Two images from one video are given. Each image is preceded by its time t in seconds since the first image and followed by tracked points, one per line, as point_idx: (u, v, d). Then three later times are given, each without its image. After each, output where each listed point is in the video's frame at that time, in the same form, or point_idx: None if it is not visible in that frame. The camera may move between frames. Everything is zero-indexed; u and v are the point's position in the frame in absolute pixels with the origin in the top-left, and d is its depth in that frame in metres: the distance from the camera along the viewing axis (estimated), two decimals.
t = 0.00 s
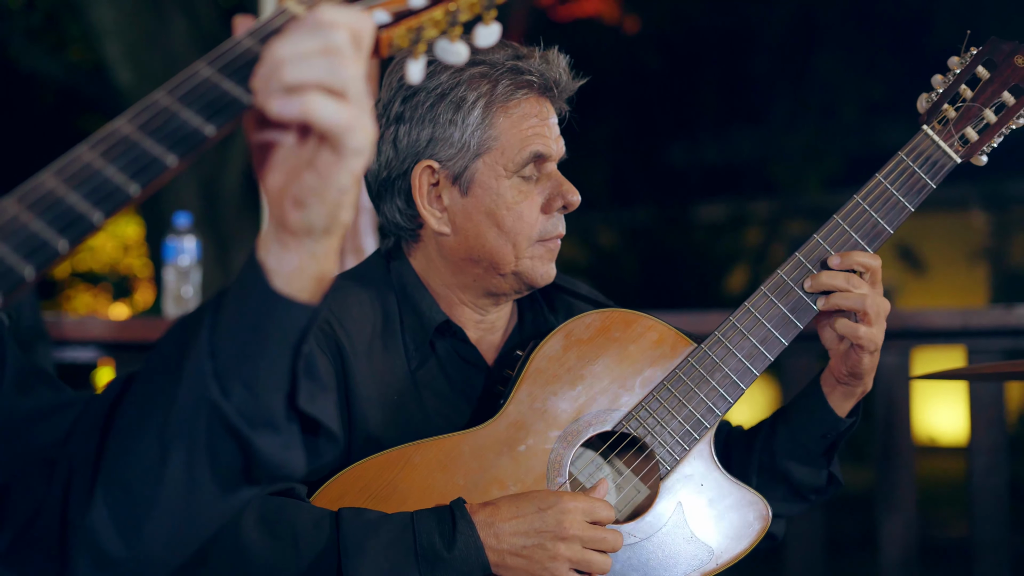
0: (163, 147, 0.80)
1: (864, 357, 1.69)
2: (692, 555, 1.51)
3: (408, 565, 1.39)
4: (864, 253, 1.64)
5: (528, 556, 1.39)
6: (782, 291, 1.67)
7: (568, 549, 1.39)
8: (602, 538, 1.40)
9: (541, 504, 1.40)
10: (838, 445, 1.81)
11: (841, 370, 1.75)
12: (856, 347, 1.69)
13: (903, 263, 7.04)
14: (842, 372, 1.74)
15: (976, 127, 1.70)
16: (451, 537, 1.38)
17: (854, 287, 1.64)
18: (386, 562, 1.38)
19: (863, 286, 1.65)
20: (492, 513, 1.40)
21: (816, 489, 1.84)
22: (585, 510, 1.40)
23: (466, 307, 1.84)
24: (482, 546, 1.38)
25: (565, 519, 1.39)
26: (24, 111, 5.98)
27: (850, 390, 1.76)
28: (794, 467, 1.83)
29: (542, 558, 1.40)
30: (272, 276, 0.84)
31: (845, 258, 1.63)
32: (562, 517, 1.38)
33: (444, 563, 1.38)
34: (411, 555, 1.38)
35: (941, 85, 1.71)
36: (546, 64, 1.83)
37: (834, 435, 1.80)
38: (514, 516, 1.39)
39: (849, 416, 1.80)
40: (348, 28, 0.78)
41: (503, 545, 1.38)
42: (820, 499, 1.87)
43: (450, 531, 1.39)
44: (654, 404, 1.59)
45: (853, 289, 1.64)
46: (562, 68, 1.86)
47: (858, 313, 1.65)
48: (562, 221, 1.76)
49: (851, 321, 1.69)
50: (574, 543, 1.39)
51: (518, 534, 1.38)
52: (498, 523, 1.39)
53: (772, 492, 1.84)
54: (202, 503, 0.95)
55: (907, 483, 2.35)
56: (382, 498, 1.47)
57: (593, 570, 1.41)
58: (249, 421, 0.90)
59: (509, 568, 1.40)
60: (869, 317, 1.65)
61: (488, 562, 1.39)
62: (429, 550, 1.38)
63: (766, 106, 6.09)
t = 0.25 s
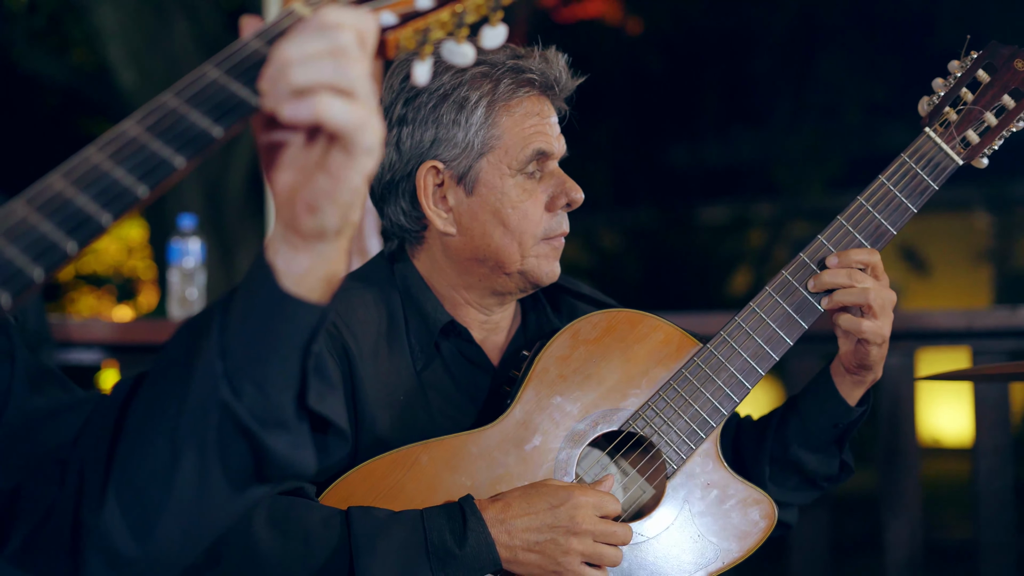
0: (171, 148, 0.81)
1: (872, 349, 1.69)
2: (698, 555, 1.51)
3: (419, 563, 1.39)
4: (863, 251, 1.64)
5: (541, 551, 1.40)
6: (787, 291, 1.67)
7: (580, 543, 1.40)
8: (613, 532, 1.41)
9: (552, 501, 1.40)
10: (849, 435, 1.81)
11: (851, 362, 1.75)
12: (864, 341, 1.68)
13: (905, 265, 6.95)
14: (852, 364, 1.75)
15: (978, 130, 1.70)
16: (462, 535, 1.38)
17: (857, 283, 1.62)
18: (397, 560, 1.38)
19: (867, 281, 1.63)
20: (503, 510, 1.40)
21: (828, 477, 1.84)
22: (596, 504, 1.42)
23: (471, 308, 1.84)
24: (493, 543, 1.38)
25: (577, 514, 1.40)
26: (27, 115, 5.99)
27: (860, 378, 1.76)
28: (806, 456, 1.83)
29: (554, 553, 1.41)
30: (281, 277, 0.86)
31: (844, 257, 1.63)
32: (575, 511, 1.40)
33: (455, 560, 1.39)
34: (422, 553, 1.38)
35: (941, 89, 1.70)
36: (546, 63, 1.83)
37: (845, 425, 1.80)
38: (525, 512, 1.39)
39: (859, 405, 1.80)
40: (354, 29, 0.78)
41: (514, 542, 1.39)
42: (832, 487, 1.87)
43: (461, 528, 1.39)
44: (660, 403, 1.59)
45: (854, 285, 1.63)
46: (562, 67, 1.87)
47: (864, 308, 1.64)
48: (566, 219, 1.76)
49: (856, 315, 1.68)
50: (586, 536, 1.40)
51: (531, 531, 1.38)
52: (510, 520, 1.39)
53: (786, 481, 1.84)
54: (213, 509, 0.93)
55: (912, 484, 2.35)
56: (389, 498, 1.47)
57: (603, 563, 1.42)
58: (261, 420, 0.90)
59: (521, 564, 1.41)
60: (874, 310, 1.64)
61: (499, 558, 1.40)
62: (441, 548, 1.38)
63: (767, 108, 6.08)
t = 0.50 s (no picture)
0: (178, 148, 0.81)
1: (875, 348, 1.69)
2: (701, 555, 1.51)
3: (417, 561, 1.39)
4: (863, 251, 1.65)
5: (538, 550, 1.40)
6: (789, 291, 1.68)
7: (575, 542, 1.40)
8: (610, 531, 1.41)
9: (549, 498, 1.41)
10: (851, 434, 1.82)
11: (853, 361, 1.76)
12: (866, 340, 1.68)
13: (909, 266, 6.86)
14: (854, 363, 1.75)
15: (980, 129, 1.70)
16: (460, 532, 1.39)
17: (858, 282, 1.63)
18: (395, 558, 1.39)
19: (869, 279, 1.63)
20: (501, 508, 1.41)
21: (831, 479, 1.84)
22: (593, 503, 1.42)
23: (474, 308, 1.84)
24: (490, 541, 1.38)
25: (574, 513, 1.40)
26: (32, 117, 6.01)
27: (862, 379, 1.77)
28: (808, 455, 1.83)
29: (551, 551, 1.40)
30: (290, 276, 0.86)
31: (844, 258, 1.64)
32: (571, 510, 1.40)
33: (454, 559, 1.39)
34: (419, 551, 1.39)
35: (943, 88, 1.71)
36: (551, 64, 1.83)
37: (847, 424, 1.80)
38: (522, 510, 1.39)
39: (861, 404, 1.79)
40: (359, 27, 0.78)
41: (511, 540, 1.39)
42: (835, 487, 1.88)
43: (459, 526, 1.39)
44: (663, 403, 1.60)
45: (856, 284, 1.63)
46: (567, 68, 1.87)
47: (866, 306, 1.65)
48: (570, 220, 1.76)
49: (857, 313, 1.68)
50: (582, 536, 1.40)
51: (527, 529, 1.38)
52: (507, 518, 1.39)
53: (787, 481, 1.84)
54: (220, 507, 0.94)
55: (915, 486, 2.35)
56: (390, 498, 1.47)
57: (601, 563, 1.42)
58: (269, 421, 0.90)
59: (519, 563, 1.41)
60: (875, 307, 1.65)
61: (496, 557, 1.40)
62: (439, 546, 1.38)
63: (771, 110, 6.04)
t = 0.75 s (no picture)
0: (180, 144, 0.81)
1: (874, 347, 1.69)
2: (703, 552, 1.52)
3: (419, 560, 1.40)
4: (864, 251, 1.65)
5: (540, 549, 1.40)
6: (791, 289, 1.68)
7: (579, 540, 1.40)
8: (613, 528, 1.42)
9: (552, 497, 1.41)
10: (851, 431, 1.82)
11: (852, 359, 1.76)
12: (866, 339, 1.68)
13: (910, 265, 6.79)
14: (853, 361, 1.75)
15: (981, 128, 1.70)
16: (462, 532, 1.39)
17: (860, 281, 1.63)
18: (397, 557, 1.40)
19: (870, 279, 1.63)
20: (502, 508, 1.41)
21: (830, 476, 1.84)
22: (594, 502, 1.42)
23: (475, 307, 1.84)
24: (492, 542, 1.39)
25: (576, 511, 1.40)
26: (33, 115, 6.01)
27: (861, 376, 1.77)
28: (809, 454, 1.83)
29: (554, 549, 1.41)
30: (294, 274, 0.86)
31: (845, 258, 1.65)
32: (573, 509, 1.40)
33: (455, 558, 1.39)
34: (420, 551, 1.39)
35: (944, 87, 1.72)
36: (553, 63, 1.84)
37: (847, 422, 1.80)
38: (524, 510, 1.40)
39: (860, 402, 1.80)
40: (361, 22, 0.78)
41: (513, 539, 1.39)
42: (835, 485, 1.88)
43: (460, 526, 1.39)
44: (664, 402, 1.60)
45: (857, 284, 1.63)
46: (569, 68, 1.87)
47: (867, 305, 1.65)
48: (572, 220, 1.76)
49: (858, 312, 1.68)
50: (585, 533, 1.40)
51: (528, 528, 1.39)
52: (510, 517, 1.40)
53: (787, 479, 1.84)
54: (224, 506, 0.94)
55: (916, 484, 2.35)
56: (391, 497, 1.47)
57: (605, 560, 1.42)
58: (275, 419, 0.90)
59: (521, 562, 1.41)
60: (876, 306, 1.65)
61: (498, 555, 1.40)
62: (440, 547, 1.39)
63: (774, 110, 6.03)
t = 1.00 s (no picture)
0: (179, 138, 0.81)
1: (889, 318, 1.70)
2: (700, 546, 1.52)
3: (415, 557, 1.40)
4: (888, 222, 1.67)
5: (537, 547, 1.40)
6: (788, 284, 1.68)
7: (576, 539, 1.40)
8: (609, 528, 1.42)
9: (549, 495, 1.41)
10: (865, 410, 1.82)
11: (865, 335, 1.76)
12: (881, 312, 1.70)
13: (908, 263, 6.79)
14: (866, 337, 1.75)
15: (978, 123, 1.70)
16: (457, 529, 1.39)
17: (884, 251, 1.66)
18: (392, 554, 1.40)
19: (893, 250, 1.66)
20: (500, 505, 1.41)
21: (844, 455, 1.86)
22: (592, 500, 1.42)
23: (471, 302, 1.84)
24: (490, 538, 1.39)
25: (574, 510, 1.40)
26: (30, 111, 6.00)
27: (873, 353, 1.77)
28: (823, 433, 1.83)
29: (550, 548, 1.40)
30: (292, 270, 0.86)
31: (871, 226, 1.66)
32: (571, 508, 1.40)
33: (451, 556, 1.39)
34: (416, 548, 1.39)
35: (942, 81, 1.72)
36: (550, 58, 1.83)
37: (862, 400, 1.80)
38: (523, 507, 1.40)
39: (874, 379, 1.79)
40: (360, 17, 0.78)
41: (511, 538, 1.39)
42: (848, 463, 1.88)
43: (457, 523, 1.39)
44: (661, 396, 1.59)
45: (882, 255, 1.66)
46: (566, 63, 1.87)
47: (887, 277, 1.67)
48: (569, 215, 1.76)
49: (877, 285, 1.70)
50: (581, 533, 1.40)
51: (526, 526, 1.38)
52: (507, 514, 1.39)
53: (802, 459, 1.85)
54: (225, 501, 0.94)
55: (913, 480, 2.36)
56: (389, 491, 1.47)
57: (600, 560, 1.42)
58: (274, 415, 0.90)
59: (518, 560, 1.41)
60: (896, 279, 1.67)
61: (495, 553, 1.40)
62: (436, 544, 1.39)
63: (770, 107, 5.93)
